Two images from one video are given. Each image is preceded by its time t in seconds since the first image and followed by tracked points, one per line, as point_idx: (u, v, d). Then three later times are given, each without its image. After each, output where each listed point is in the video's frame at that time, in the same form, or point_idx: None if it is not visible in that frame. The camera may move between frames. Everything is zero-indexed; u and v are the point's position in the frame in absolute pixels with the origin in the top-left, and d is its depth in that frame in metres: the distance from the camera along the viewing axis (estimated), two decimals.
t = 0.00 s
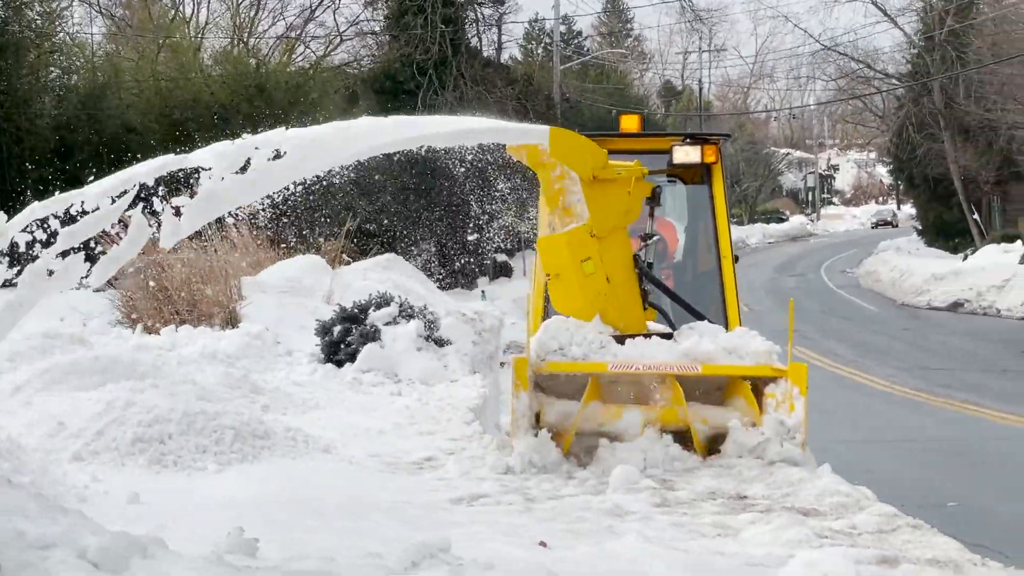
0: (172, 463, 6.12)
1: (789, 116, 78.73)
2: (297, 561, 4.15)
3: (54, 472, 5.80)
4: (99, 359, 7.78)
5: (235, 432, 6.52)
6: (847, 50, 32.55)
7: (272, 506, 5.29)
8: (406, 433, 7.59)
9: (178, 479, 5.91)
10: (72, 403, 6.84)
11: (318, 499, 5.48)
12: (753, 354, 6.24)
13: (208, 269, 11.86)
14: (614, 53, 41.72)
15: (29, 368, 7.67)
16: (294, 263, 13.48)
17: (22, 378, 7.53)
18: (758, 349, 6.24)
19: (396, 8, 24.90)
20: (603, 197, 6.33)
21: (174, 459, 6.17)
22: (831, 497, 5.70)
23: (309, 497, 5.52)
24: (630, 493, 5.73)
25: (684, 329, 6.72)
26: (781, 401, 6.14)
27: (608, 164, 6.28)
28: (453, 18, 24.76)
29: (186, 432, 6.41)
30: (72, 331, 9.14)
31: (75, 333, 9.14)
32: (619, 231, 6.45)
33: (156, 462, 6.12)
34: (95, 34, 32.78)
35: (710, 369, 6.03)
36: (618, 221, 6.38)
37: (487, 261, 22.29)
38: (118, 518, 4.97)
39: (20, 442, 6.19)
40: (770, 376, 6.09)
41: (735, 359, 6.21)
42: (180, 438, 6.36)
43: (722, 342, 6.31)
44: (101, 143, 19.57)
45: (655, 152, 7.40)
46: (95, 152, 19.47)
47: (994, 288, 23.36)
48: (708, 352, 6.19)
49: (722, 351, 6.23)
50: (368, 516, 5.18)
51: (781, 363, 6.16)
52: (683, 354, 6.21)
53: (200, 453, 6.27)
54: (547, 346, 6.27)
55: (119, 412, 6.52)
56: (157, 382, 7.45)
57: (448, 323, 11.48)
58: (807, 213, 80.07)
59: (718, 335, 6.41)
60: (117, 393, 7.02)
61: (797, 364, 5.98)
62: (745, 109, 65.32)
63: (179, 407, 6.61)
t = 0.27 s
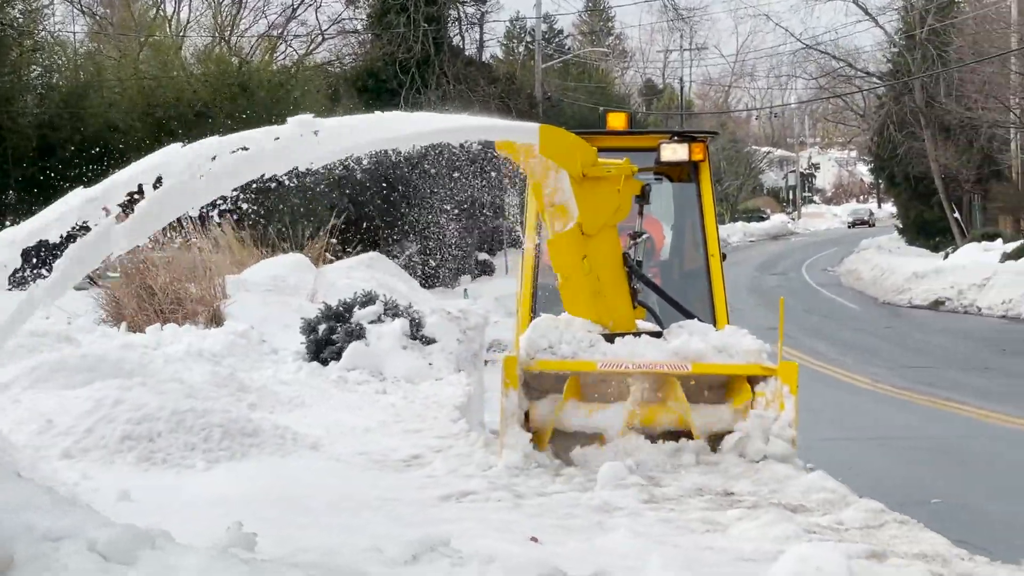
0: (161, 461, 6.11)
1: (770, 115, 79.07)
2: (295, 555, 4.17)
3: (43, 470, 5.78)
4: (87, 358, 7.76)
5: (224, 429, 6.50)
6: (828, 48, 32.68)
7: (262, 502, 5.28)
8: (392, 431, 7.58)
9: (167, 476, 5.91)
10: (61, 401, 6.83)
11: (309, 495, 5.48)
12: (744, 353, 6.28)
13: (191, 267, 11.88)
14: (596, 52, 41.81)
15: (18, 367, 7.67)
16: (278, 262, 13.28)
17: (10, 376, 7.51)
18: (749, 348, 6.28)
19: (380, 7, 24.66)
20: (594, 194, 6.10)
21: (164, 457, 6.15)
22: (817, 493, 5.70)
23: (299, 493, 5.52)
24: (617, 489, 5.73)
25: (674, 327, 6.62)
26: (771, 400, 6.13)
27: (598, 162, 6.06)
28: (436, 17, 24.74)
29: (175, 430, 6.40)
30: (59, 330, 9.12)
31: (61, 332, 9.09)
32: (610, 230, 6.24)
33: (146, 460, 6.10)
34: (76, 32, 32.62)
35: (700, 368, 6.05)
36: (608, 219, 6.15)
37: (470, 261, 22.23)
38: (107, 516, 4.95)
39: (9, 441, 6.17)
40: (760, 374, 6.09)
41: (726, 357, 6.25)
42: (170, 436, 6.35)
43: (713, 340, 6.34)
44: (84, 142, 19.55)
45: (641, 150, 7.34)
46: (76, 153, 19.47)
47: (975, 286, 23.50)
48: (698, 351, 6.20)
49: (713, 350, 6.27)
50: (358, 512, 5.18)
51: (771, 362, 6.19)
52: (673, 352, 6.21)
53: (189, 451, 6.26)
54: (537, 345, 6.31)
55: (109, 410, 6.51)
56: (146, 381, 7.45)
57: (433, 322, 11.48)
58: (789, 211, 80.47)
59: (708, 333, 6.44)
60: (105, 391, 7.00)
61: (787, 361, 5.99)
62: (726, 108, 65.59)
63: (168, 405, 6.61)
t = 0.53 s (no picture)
0: (149, 458, 6.08)
1: (751, 113, 79.36)
2: (291, 550, 4.12)
3: (29, 468, 5.74)
4: (73, 357, 7.72)
5: (211, 427, 6.48)
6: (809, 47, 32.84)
7: (251, 499, 5.25)
8: (378, 429, 7.57)
9: (155, 473, 5.87)
10: (48, 398, 6.79)
11: (298, 493, 5.46)
12: (731, 353, 6.21)
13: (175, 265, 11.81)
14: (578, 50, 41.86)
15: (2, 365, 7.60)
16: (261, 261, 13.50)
17: None
18: (736, 348, 6.21)
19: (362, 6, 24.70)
20: (580, 193, 6.08)
21: (151, 454, 6.12)
22: (801, 490, 5.72)
23: (288, 491, 5.49)
24: (603, 486, 5.73)
25: (660, 326, 6.61)
26: (758, 399, 6.07)
27: (585, 160, 6.03)
28: (419, 15, 24.71)
29: (162, 427, 6.37)
30: (44, 327, 9.04)
31: (47, 330, 9.03)
32: (597, 228, 6.21)
33: (133, 457, 6.07)
34: (55, 29, 32.40)
35: (687, 367, 6.00)
36: (595, 218, 6.14)
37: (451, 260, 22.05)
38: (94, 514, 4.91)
39: None
40: (748, 374, 6.04)
41: (713, 356, 6.19)
42: (156, 433, 6.32)
43: (700, 339, 6.28)
44: (66, 140, 19.28)
45: (625, 149, 7.35)
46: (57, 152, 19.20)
47: (956, 284, 23.64)
48: (685, 350, 6.13)
49: (700, 349, 6.20)
50: (348, 509, 5.15)
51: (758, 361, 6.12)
52: (660, 352, 6.13)
53: (177, 448, 6.23)
54: (524, 344, 6.27)
55: (96, 407, 6.48)
56: (132, 379, 7.40)
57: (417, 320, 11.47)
58: (770, 209, 80.82)
59: (695, 333, 6.38)
60: (92, 388, 6.97)
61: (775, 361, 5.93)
62: (707, 107, 65.83)
63: (156, 402, 6.58)
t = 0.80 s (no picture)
0: (132, 457, 6.06)
1: (733, 112, 79.60)
2: (278, 547, 4.12)
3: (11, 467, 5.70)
4: (56, 356, 7.68)
5: (195, 426, 6.46)
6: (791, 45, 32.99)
7: (236, 497, 5.24)
8: (361, 427, 7.55)
9: (139, 472, 5.85)
10: (30, 396, 6.75)
11: (282, 490, 5.45)
12: (716, 351, 6.17)
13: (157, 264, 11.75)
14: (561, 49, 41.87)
15: None
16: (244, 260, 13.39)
17: None
18: (720, 347, 6.17)
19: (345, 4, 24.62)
20: (565, 193, 6.14)
21: (135, 453, 6.10)
22: (782, 487, 5.74)
23: (272, 489, 5.49)
24: (586, 484, 5.74)
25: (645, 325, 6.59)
26: (743, 398, 6.06)
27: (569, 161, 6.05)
28: (402, 14, 24.66)
29: (146, 425, 6.35)
30: (25, 326, 8.98)
31: (29, 329, 8.97)
32: (581, 227, 6.33)
33: (117, 456, 6.04)
34: (35, 27, 32.15)
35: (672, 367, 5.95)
36: (579, 217, 6.24)
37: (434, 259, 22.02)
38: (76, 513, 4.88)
39: None
40: (732, 373, 6.01)
41: (698, 355, 6.13)
42: (140, 431, 6.29)
43: (684, 338, 6.21)
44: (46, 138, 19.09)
45: (608, 147, 7.30)
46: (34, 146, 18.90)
47: (937, 282, 23.81)
48: (670, 349, 6.08)
49: (685, 348, 6.14)
50: (332, 506, 5.16)
51: (743, 360, 6.09)
52: (645, 351, 6.07)
53: (161, 446, 6.21)
54: (509, 342, 6.14)
55: (79, 406, 6.45)
56: (115, 378, 7.37)
57: (401, 318, 11.46)
58: (752, 208, 81.10)
59: (680, 331, 6.32)
60: (75, 387, 6.93)
61: (760, 361, 5.90)
62: (689, 106, 66.00)
63: (140, 401, 6.55)
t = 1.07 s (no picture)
0: (115, 453, 6.05)
1: (716, 110, 79.84)
2: (261, 540, 4.12)
3: None
4: (38, 353, 7.65)
5: (178, 423, 6.46)
6: (774, 43, 33.12)
7: (219, 494, 5.23)
8: (344, 424, 7.56)
9: (122, 468, 5.84)
10: (13, 393, 6.72)
11: (265, 487, 5.45)
12: (700, 348, 6.14)
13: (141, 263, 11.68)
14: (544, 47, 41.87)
15: None
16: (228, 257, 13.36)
17: None
18: (705, 343, 6.14)
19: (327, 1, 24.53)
20: (549, 192, 6.22)
21: (118, 449, 6.09)
22: (762, 482, 5.78)
23: (256, 486, 5.49)
24: (567, 480, 5.76)
25: (629, 322, 6.61)
26: (727, 395, 6.01)
27: (552, 161, 6.16)
28: (385, 12, 24.59)
29: (129, 422, 6.34)
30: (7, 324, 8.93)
31: (11, 326, 8.93)
32: (566, 224, 6.36)
33: (100, 452, 6.03)
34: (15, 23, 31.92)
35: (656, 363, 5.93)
36: (563, 214, 6.29)
37: (418, 257, 22.07)
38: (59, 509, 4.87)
39: None
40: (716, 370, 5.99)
41: (682, 352, 6.11)
42: (124, 428, 6.28)
43: (668, 335, 6.19)
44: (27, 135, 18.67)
45: (591, 143, 7.28)
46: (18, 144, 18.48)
47: (918, 280, 23.98)
48: (654, 346, 6.07)
49: (669, 345, 6.12)
50: (315, 502, 5.16)
51: (727, 357, 6.09)
52: (629, 348, 6.06)
53: (144, 443, 6.20)
54: (492, 340, 6.08)
55: (62, 403, 6.43)
56: (98, 374, 7.35)
57: (384, 316, 11.46)
58: (735, 205, 81.39)
59: (664, 328, 6.30)
60: (58, 384, 6.90)
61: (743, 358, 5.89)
62: (673, 104, 66.15)
63: (123, 398, 6.54)
